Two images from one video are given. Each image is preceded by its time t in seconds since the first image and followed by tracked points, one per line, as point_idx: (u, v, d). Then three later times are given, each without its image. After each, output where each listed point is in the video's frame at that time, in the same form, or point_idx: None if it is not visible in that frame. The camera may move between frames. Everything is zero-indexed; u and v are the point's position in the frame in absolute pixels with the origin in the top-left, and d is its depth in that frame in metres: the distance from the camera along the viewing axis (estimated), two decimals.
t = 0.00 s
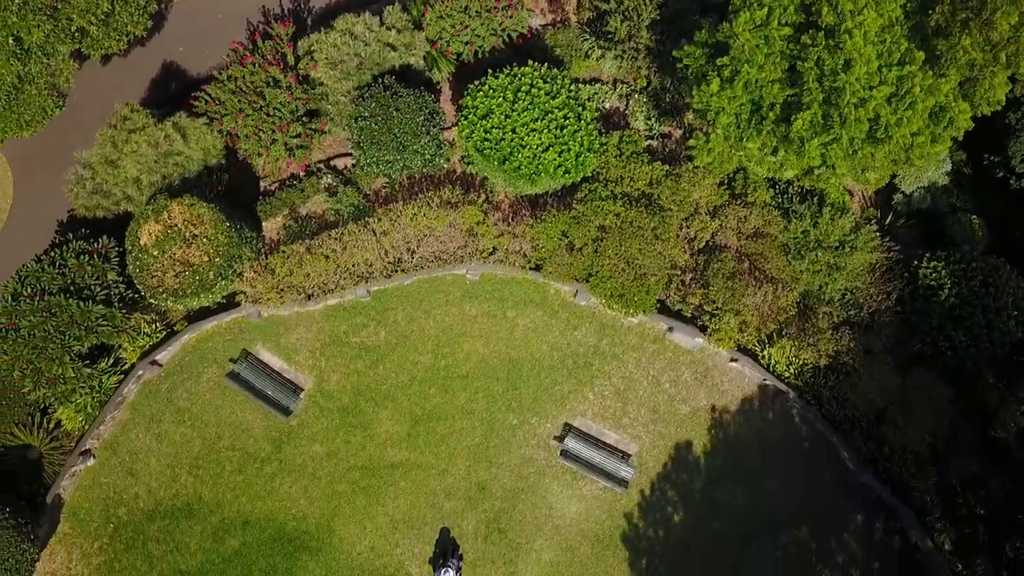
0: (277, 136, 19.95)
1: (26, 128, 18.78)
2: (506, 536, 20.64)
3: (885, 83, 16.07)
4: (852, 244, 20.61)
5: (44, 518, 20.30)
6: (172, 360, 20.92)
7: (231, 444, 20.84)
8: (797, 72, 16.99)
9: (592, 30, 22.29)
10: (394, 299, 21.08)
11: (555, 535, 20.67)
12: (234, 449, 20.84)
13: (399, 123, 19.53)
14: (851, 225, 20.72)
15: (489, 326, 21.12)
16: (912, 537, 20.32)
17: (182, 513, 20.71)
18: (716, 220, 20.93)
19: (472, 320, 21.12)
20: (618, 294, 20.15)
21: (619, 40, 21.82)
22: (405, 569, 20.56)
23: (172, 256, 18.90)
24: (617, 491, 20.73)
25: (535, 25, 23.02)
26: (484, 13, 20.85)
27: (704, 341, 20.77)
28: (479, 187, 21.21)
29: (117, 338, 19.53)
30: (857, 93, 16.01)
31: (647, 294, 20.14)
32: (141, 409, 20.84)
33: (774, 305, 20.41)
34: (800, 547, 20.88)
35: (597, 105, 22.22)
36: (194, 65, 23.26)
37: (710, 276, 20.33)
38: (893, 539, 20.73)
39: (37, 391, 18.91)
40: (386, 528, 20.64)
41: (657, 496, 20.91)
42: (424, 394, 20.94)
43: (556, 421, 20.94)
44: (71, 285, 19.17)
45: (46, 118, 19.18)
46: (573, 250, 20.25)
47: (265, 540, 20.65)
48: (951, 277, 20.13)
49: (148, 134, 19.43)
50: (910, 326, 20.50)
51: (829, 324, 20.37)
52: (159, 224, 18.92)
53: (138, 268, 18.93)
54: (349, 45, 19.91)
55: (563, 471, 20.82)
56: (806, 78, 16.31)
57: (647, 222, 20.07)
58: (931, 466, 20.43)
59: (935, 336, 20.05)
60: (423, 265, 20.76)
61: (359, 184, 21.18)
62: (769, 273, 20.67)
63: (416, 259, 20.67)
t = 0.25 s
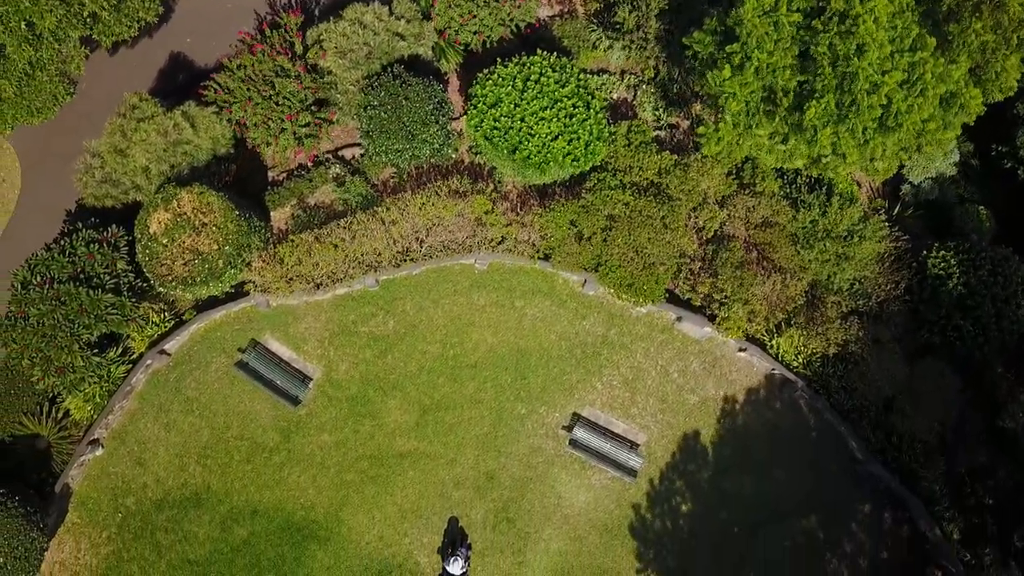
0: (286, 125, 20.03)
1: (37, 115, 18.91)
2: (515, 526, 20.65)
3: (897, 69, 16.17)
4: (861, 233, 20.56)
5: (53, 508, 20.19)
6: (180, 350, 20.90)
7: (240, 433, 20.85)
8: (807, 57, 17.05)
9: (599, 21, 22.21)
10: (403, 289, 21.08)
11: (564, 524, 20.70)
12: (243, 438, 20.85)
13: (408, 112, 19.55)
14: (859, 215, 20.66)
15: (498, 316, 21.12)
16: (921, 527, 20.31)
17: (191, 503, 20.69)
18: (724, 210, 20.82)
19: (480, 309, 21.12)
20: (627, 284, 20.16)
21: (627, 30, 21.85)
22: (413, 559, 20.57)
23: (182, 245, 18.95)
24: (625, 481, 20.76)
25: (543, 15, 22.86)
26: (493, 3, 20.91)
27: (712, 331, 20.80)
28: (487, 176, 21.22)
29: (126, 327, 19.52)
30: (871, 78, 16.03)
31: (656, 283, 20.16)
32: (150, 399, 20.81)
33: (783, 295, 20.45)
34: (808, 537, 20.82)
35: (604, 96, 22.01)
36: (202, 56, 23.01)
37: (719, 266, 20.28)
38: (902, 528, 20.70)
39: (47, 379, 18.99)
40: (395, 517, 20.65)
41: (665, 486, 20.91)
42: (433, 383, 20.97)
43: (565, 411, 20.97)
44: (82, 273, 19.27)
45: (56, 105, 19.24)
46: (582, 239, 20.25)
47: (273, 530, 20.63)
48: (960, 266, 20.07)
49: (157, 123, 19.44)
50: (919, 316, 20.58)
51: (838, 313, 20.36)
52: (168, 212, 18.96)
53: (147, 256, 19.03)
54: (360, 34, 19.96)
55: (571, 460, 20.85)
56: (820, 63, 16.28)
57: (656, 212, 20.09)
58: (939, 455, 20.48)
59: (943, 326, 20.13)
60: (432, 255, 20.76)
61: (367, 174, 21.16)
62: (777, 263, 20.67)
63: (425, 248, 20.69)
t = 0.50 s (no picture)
0: (295, 114, 20.01)
1: (47, 103, 18.93)
2: (523, 516, 20.66)
3: (910, 55, 16.06)
4: (869, 222, 20.52)
5: (61, 497, 20.28)
6: (189, 340, 20.91)
7: (248, 423, 20.84)
8: (819, 44, 17.05)
9: (606, 11, 22.23)
10: (411, 279, 21.07)
11: (572, 515, 20.69)
12: (251, 428, 20.84)
13: (416, 101, 19.54)
14: (868, 205, 20.62)
15: (506, 306, 21.11)
16: (929, 517, 20.18)
17: (199, 493, 20.68)
18: (733, 200, 20.71)
19: (489, 300, 21.11)
20: (637, 274, 20.12)
21: (636, 20, 21.84)
22: (422, 549, 20.58)
23: (191, 234, 18.98)
24: (634, 471, 20.76)
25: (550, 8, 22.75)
26: None
27: (721, 321, 20.76)
28: (495, 167, 21.18)
29: (135, 316, 19.46)
30: (884, 65, 16.02)
31: (665, 272, 20.12)
32: (158, 389, 20.80)
33: (792, 285, 20.35)
34: (817, 527, 20.79)
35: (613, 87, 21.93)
36: (210, 47, 22.95)
37: (727, 256, 20.22)
38: (911, 518, 20.61)
39: (55, 369, 18.93)
40: (403, 508, 20.64)
41: (674, 477, 20.90)
42: (441, 373, 20.97)
43: (573, 401, 20.97)
44: (90, 263, 19.19)
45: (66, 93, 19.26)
46: (591, 229, 20.22)
47: (281, 520, 20.62)
48: (970, 256, 20.08)
49: (166, 112, 19.36)
50: (928, 306, 20.54)
51: (847, 304, 20.30)
52: (177, 202, 19.03)
53: (156, 246, 19.04)
54: (369, 23, 19.69)
55: (580, 450, 20.84)
56: (834, 49, 16.32)
57: (665, 201, 20.05)
58: (948, 446, 20.35)
59: (952, 316, 20.11)
60: (441, 245, 20.75)
61: (375, 164, 21.15)
62: (786, 253, 20.51)
63: (433, 238, 20.68)
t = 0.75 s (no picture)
0: (304, 104, 20.01)
1: (56, 91, 18.94)
2: (531, 508, 20.67)
3: (922, 44, 16.18)
4: (878, 214, 20.32)
5: (68, 489, 20.21)
6: (196, 331, 20.86)
7: (255, 415, 20.83)
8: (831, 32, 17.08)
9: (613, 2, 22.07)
10: (419, 271, 21.05)
11: (580, 506, 20.70)
12: (258, 420, 20.83)
13: (425, 92, 19.52)
14: (876, 197, 20.42)
15: (514, 298, 21.08)
16: (937, 508, 20.29)
17: (206, 485, 20.66)
18: (741, 192, 20.64)
19: (496, 291, 21.08)
20: (645, 265, 20.09)
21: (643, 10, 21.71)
22: (429, 541, 20.61)
23: (199, 224, 18.97)
24: (641, 462, 20.77)
25: None
26: None
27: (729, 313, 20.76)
28: (502, 158, 21.16)
29: (142, 307, 19.38)
30: (897, 52, 16.08)
31: (673, 264, 20.14)
32: (165, 380, 20.76)
33: (800, 276, 20.20)
34: (824, 519, 20.78)
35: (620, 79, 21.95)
36: (217, 39, 22.86)
37: (735, 247, 20.17)
38: (919, 510, 20.67)
39: (63, 359, 18.94)
40: (411, 499, 20.65)
41: (682, 469, 20.88)
42: (449, 364, 20.96)
43: (581, 393, 20.98)
44: (97, 254, 19.02)
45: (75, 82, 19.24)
46: (599, 220, 20.18)
47: (289, 512, 20.62)
48: (979, 248, 20.03)
49: (174, 102, 19.41)
50: (936, 299, 20.46)
51: (855, 295, 20.17)
52: (185, 192, 19.00)
53: (164, 236, 19.01)
54: (377, 15, 19.84)
55: (588, 442, 20.84)
56: (847, 36, 16.36)
57: (673, 192, 20.01)
58: (956, 437, 20.24)
59: (961, 308, 20.05)
60: (449, 237, 20.72)
61: (382, 155, 21.09)
62: (794, 245, 20.42)
63: (441, 230, 20.63)
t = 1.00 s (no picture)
0: (312, 95, 20.00)
1: (65, 80, 19.05)
2: (537, 499, 20.74)
3: (931, 33, 16.23)
4: (884, 205, 20.16)
5: (75, 480, 20.09)
6: (202, 323, 20.87)
7: (262, 406, 20.86)
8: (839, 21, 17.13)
9: None
10: (425, 263, 21.04)
11: (586, 497, 20.77)
12: (265, 411, 20.86)
13: (431, 82, 19.42)
14: (882, 188, 20.28)
15: (521, 290, 21.07)
16: (943, 500, 20.04)
17: (213, 476, 20.67)
18: (747, 183, 20.48)
19: (503, 283, 21.08)
20: (651, 256, 20.09)
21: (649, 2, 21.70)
22: (435, 532, 20.68)
23: (206, 215, 19.00)
24: (647, 454, 20.80)
25: None
26: None
27: (735, 305, 20.76)
28: (508, 150, 21.22)
29: (149, 298, 19.39)
30: (906, 40, 16.16)
31: (680, 255, 20.09)
32: (171, 371, 20.75)
33: (807, 267, 20.22)
34: (831, 510, 20.85)
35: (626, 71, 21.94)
36: (225, 31, 22.83)
37: (742, 238, 20.07)
38: (925, 501, 20.42)
39: (70, 350, 18.80)
40: (417, 491, 20.70)
41: (687, 460, 20.93)
42: (455, 356, 20.99)
43: (587, 384, 21.01)
44: (104, 244, 19.03)
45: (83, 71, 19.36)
46: (605, 211, 20.20)
47: (295, 503, 20.64)
48: (985, 238, 20.04)
49: (181, 93, 19.42)
50: (942, 290, 20.48)
51: (862, 286, 20.05)
52: (192, 182, 18.99)
53: (171, 226, 19.06)
54: (382, 6, 19.71)
55: (594, 433, 20.90)
56: (857, 25, 16.43)
57: (680, 181, 19.92)
58: (964, 428, 20.03)
59: (967, 300, 20.03)
60: (455, 228, 20.67)
61: (388, 147, 21.22)
62: (800, 236, 20.28)
63: (447, 221, 20.57)
